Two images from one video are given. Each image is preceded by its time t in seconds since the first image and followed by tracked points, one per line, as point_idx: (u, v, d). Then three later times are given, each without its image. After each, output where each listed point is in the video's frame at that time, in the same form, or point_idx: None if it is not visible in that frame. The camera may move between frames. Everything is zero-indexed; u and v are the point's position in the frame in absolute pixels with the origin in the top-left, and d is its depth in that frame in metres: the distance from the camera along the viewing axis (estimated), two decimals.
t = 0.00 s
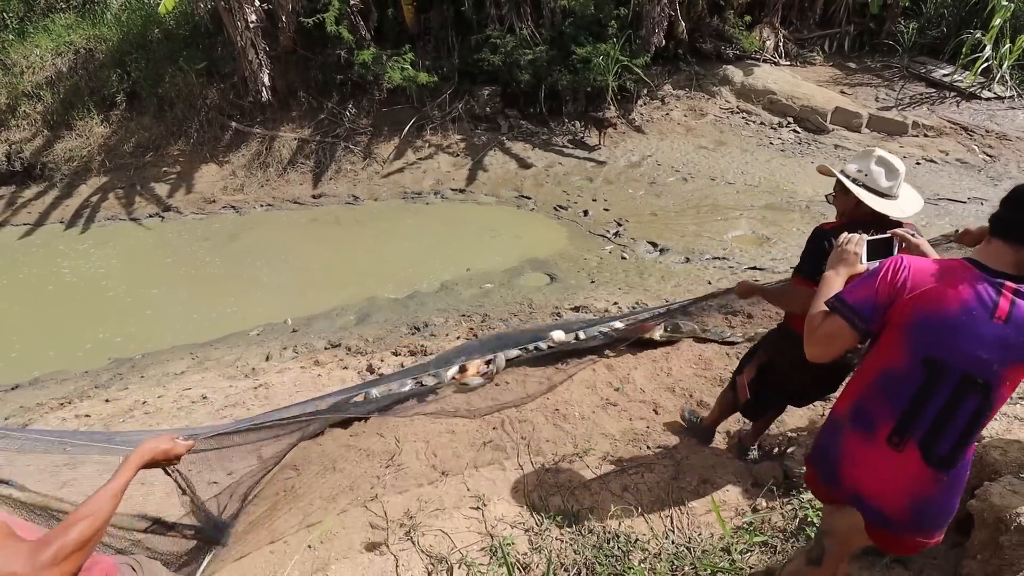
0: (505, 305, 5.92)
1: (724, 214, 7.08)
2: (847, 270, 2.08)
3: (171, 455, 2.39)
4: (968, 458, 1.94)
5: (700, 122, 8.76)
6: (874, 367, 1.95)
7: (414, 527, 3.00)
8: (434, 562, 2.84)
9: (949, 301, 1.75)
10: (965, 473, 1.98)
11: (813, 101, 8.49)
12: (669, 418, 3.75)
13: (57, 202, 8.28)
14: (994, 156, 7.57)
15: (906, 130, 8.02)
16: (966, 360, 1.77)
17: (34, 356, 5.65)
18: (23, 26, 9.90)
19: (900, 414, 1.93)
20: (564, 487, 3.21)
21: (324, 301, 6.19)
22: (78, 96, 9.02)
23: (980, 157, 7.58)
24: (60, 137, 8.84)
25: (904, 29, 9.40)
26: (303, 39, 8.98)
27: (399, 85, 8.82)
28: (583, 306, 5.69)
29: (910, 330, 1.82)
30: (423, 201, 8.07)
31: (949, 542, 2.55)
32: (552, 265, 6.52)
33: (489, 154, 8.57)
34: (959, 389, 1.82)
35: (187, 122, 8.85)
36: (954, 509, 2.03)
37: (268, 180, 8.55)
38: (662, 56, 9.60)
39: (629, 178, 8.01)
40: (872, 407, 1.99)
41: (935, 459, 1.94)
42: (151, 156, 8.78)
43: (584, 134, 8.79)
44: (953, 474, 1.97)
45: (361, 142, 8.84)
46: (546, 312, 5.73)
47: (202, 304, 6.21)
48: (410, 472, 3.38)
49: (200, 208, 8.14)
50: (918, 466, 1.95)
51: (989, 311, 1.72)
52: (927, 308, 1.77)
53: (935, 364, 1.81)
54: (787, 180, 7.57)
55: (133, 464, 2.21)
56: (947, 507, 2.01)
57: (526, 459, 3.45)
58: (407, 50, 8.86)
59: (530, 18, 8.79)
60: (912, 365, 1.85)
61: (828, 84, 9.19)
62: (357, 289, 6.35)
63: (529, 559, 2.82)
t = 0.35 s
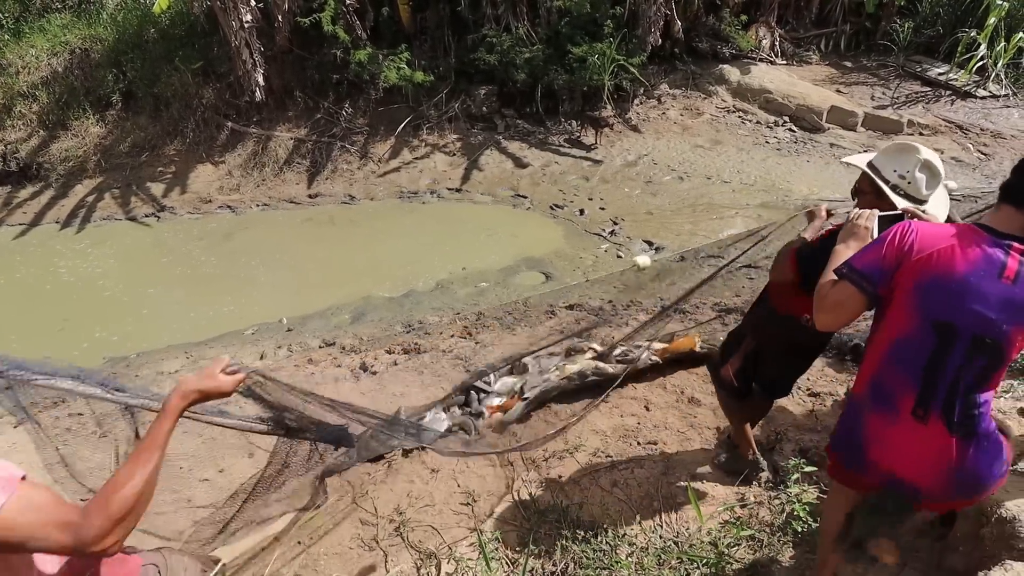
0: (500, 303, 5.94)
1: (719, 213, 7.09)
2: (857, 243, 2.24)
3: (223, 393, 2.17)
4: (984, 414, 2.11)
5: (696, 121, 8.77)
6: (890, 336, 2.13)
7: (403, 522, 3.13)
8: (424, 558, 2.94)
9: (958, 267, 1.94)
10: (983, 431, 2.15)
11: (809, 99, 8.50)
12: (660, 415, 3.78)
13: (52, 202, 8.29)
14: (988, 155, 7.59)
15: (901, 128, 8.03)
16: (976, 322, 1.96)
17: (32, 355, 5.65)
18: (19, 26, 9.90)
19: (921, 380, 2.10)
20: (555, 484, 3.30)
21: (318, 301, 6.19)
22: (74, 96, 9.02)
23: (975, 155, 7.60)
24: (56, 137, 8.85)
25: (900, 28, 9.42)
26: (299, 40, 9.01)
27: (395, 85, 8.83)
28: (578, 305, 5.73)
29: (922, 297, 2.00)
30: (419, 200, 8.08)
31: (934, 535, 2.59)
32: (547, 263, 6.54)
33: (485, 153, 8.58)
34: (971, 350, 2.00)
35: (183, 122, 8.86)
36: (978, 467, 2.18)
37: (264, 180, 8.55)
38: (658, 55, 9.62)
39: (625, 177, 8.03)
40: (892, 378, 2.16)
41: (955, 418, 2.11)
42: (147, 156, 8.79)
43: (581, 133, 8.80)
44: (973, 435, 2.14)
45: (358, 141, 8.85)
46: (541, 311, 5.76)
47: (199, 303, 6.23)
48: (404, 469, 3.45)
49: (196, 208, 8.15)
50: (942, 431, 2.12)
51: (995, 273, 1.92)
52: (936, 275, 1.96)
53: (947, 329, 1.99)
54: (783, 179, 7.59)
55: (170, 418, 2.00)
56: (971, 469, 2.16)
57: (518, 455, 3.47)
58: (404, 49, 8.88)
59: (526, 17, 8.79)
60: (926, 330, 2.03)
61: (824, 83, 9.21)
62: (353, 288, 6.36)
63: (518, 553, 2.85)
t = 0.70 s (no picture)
0: (498, 302, 5.94)
1: (716, 213, 7.10)
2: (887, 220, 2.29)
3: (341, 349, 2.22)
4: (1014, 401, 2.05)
5: (693, 121, 8.78)
6: (909, 321, 2.12)
7: (398, 520, 3.15)
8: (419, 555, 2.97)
9: (974, 249, 1.91)
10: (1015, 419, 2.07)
11: (806, 99, 8.50)
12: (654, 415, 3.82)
13: (48, 201, 8.27)
14: (985, 155, 7.60)
15: (898, 129, 8.05)
16: (992, 305, 1.92)
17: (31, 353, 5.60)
18: (15, 24, 9.88)
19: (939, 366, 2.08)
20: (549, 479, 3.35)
21: (312, 300, 6.18)
22: (70, 93, 8.99)
23: (971, 156, 7.62)
24: (52, 135, 8.83)
25: (897, 29, 9.44)
26: (296, 38, 8.98)
27: (393, 84, 8.81)
28: (575, 305, 5.75)
29: (937, 279, 1.98)
30: (417, 199, 8.09)
31: (928, 533, 2.60)
32: (544, 263, 6.54)
33: (483, 153, 8.57)
34: (987, 333, 1.97)
35: (180, 120, 8.84)
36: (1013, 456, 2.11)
37: (261, 178, 8.55)
38: (656, 55, 9.63)
39: (623, 177, 8.03)
40: (913, 364, 2.14)
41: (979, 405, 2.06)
42: (143, 154, 8.78)
43: (579, 133, 8.79)
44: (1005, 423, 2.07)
45: (355, 140, 8.83)
46: (538, 310, 5.76)
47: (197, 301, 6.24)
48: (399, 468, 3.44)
49: (193, 206, 8.14)
50: (967, 415, 2.07)
51: (1016, 256, 1.86)
52: (950, 258, 1.94)
53: (962, 312, 1.97)
54: (780, 179, 7.59)
55: (308, 366, 2.03)
56: (1003, 458, 2.10)
57: (517, 452, 3.42)
58: (401, 48, 8.88)
59: (524, 16, 8.77)
60: (942, 315, 2.01)
61: (821, 83, 9.23)
62: (350, 287, 6.36)
63: (514, 551, 2.88)
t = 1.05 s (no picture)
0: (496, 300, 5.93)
1: (715, 212, 7.11)
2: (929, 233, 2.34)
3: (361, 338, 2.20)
4: None
5: (692, 121, 8.78)
6: (968, 338, 2.10)
7: (399, 517, 3.15)
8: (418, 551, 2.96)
9: None
10: None
11: (805, 98, 8.50)
12: (654, 412, 3.82)
13: (46, 200, 8.26)
14: (983, 154, 7.61)
15: (896, 128, 8.06)
16: None
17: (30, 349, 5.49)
18: (12, 24, 9.87)
19: (999, 386, 2.02)
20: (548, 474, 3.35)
21: (308, 300, 6.15)
22: (68, 92, 8.98)
23: (969, 155, 7.62)
24: (50, 134, 8.82)
25: (896, 28, 9.44)
26: (294, 36, 8.99)
27: (391, 82, 8.79)
28: (574, 303, 5.75)
29: (1000, 290, 2.00)
30: (415, 198, 8.09)
31: (928, 527, 2.60)
32: (543, 261, 6.53)
33: (481, 152, 8.56)
34: None
35: (177, 119, 8.83)
36: None
37: (260, 177, 8.54)
38: (654, 54, 9.64)
39: (622, 176, 8.03)
40: (970, 383, 2.09)
41: None
42: (141, 153, 8.76)
43: (577, 132, 8.78)
44: None
45: (354, 139, 8.82)
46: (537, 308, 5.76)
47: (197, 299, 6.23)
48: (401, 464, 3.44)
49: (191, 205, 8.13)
50: None
51: None
52: (1017, 274, 1.97)
53: None
54: (778, 178, 7.60)
55: (333, 359, 2.03)
56: None
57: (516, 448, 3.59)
58: (400, 47, 8.86)
59: (523, 15, 8.74)
60: (1006, 330, 2.00)
61: (819, 83, 9.24)
62: (347, 285, 6.36)
63: (514, 547, 2.88)
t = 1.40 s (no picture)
0: (494, 300, 5.93)
1: (713, 210, 7.11)
2: None
3: (344, 359, 2.21)
4: None
5: (690, 119, 8.77)
6: None
7: (396, 517, 3.17)
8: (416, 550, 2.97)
9: None
10: None
11: (803, 97, 8.51)
12: (652, 410, 3.83)
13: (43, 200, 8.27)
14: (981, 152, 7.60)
15: (894, 126, 8.06)
16: None
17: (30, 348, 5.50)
18: (9, 24, 9.88)
19: None
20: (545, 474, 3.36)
21: (305, 300, 6.15)
22: (65, 93, 8.98)
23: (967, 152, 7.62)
24: (47, 135, 8.82)
25: (894, 26, 9.44)
26: (292, 35, 8.96)
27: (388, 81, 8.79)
28: (573, 301, 5.75)
29: None
30: (414, 197, 8.09)
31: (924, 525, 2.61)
32: (541, 260, 6.53)
33: (479, 151, 8.56)
34: None
35: (174, 118, 8.82)
36: None
37: (258, 177, 8.54)
38: (652, 53, 9.64)
39: (620, 175, 8.03)
40: None
41: None
42: (138, 153, 8.75)
43: (576, 130, 8.78)
44: None
45: (352, 139, 8.82)
46: (535, 307, 5.75)
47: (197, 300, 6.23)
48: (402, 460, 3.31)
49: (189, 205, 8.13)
50: None
51: None
52: None
53: None
54: (776, 176, 7.60)
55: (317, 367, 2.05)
56: None
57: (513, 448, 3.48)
58: (397, 47, 8.86)
59: (520, 14, 8.72)
60: None
61: (818, 81, 9.23)
62: (346, 284, 6.37)
63: (511, 546, 2.88)
